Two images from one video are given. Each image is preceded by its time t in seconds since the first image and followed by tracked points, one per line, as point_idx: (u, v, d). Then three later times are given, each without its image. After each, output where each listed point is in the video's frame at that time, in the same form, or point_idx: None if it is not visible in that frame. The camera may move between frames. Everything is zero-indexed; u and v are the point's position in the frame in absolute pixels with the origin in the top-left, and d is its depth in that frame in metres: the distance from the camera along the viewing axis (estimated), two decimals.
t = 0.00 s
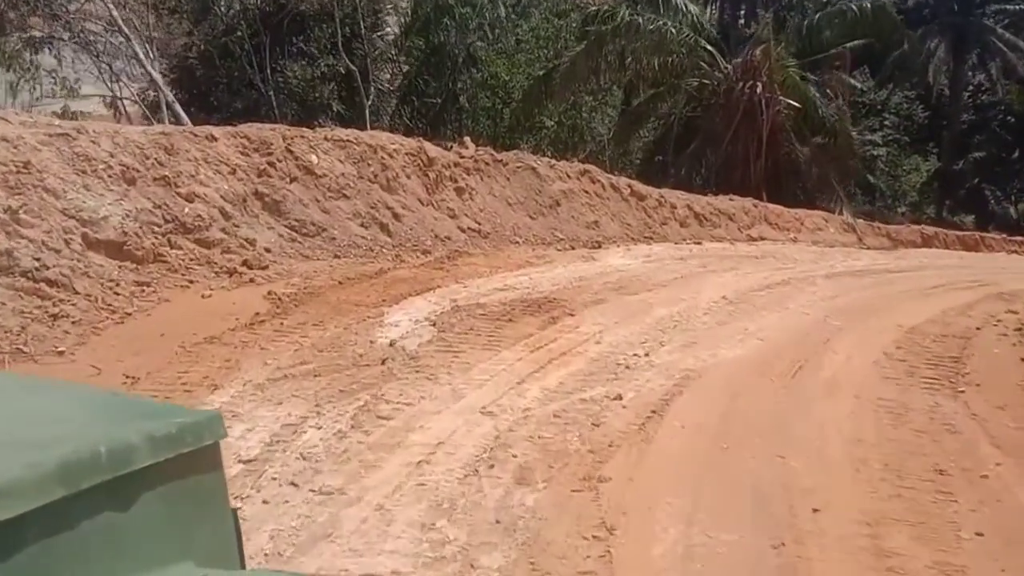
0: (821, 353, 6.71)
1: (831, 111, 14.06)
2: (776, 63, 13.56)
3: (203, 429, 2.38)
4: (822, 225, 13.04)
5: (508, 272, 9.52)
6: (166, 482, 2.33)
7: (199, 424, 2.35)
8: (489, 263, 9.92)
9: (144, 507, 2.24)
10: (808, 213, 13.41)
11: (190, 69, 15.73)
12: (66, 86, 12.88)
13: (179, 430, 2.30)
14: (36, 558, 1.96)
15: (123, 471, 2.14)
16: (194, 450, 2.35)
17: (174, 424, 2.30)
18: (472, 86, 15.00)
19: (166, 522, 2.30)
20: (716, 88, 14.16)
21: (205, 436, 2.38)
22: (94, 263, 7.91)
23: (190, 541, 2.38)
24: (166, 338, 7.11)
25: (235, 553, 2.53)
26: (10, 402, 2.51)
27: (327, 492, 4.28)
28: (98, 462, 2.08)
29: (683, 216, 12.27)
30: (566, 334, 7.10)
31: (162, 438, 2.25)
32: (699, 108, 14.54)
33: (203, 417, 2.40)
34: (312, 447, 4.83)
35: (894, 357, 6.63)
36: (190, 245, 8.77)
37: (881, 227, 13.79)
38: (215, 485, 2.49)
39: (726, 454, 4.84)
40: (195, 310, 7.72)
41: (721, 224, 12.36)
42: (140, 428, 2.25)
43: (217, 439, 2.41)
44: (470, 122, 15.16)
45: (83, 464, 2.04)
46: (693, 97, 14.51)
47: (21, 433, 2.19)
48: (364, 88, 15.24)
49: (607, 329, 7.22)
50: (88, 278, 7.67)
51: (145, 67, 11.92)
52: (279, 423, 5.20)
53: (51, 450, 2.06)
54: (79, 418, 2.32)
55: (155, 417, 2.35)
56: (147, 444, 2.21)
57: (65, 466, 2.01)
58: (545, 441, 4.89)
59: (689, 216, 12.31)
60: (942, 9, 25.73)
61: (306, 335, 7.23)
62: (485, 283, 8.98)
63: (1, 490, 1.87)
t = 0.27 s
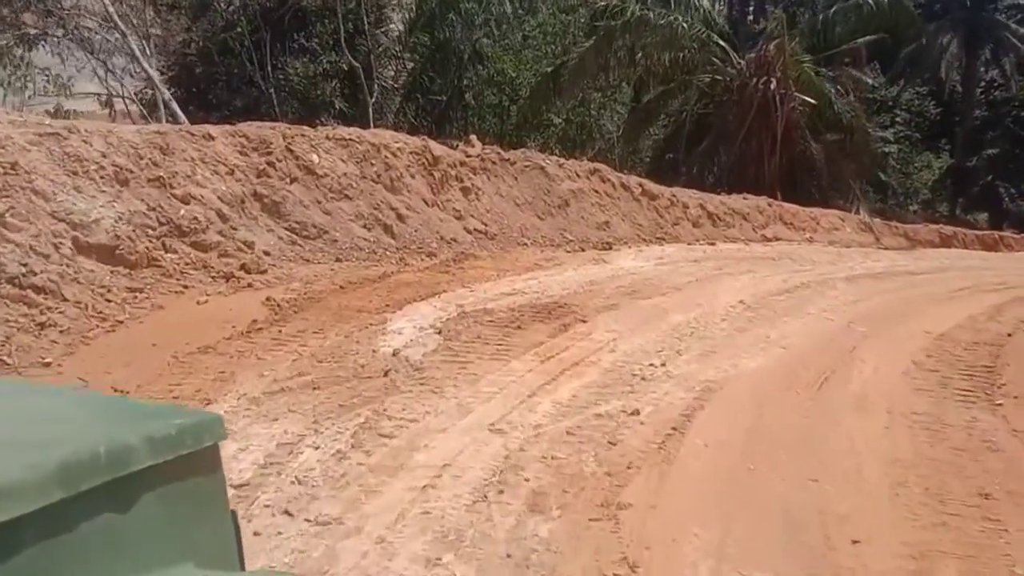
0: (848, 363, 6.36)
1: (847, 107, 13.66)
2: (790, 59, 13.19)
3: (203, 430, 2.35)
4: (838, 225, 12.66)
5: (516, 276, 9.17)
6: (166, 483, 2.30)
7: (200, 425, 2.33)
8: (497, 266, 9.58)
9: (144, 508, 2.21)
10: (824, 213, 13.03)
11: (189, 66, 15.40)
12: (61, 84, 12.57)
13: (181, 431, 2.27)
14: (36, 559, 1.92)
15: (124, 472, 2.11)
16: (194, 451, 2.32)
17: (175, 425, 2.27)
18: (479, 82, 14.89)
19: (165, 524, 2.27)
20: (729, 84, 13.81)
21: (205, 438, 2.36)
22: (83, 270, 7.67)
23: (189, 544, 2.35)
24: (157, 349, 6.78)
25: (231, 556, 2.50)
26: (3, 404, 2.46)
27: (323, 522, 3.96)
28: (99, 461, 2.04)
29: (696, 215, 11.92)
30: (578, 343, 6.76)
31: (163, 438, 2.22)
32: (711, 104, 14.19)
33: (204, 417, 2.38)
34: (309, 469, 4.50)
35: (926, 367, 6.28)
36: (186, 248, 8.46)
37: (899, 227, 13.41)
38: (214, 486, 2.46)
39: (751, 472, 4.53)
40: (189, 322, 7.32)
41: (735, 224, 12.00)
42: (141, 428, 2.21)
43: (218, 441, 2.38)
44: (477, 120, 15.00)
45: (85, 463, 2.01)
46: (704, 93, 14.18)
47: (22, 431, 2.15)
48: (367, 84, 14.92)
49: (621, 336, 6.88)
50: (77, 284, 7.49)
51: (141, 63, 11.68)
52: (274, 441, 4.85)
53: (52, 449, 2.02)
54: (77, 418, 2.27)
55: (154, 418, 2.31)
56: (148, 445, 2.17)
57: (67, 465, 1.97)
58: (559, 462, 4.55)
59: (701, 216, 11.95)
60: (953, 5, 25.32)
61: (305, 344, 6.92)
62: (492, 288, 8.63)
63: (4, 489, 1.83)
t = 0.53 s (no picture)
0: (877, 373, 6.01)
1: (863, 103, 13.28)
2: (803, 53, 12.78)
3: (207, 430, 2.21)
4: (856, 225, 12.29)
5: (525, 280, 8.82)
6: (164, 487, 2.15)
7: (203, 423, 2.18)
8: (504, 270, 9.23)
9: (140, 513, 2.08)
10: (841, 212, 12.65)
11: (188, 64, 15.08)
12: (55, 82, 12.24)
13: (182, 432, 2.13)
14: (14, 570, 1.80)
15: (117, 477, 1.98)
16: (198, 451, 2.17)
17: (177, 424, 2.13)
18: (486, 79, 14.58)
19: (163, 530, 2.13)
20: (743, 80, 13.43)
21: (209, 437, 2.21)
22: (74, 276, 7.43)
23: (189, 550, 2.21)
24: (148, 360, 6.48)
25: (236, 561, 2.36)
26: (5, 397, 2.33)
27: (318, 557, 3.63)
28: (91, 466, 1.91)
29: (710, 216, 11.56)
30: (590, 352, 6.41)
31: (165, 439, 2.08)
32: (724, 101, 13.85)
33: (209, 416, 2.23)
34: (305, 495, 4.15)
35: (960, 378, 5.92)
36: (181, 252, 8.18)
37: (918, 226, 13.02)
38: (216, 489, 2.31)
39: (779, 488, 4.27)
40: (183, 327, 7.10)
41: (750, 224, 11.65)
42: (142, 427, 2.08)
43: (222, 441, 2.23)
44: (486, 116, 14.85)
45: (74, 468, 1.88)
46: (717, 89, 13.80)
47: (13, 429, 2.02)
48: (370, 82, 14.59)
49: (636, 344, 6.52)
50: (66, 290, 7.27)
51: (136, 59, 11.44)
52: (266, 463, 4.50)
53: (43, 451, 1.90)
54: (76, 414, 2.15)
55: (156, 416, 2.17)
56: (148, 447, 2.04)
57: (55, 472, 1.85)
58: (574, 486, 4.20)
59: (715, 216, 11.58)
60: None
61: (304, 354, 6.59)
62: (500, 292, 8.29)
63: None
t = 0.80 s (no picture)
0: (910, 384, 5.66)
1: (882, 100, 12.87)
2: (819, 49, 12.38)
3: (202, 435, 2.26)
4: (876, 224, 11.91)
5: (535, 284, 8.48)
6: (160, 490, 2.21)
7: (196, 430, 2.23)
8: (513, 273, 8.88)
9: (137, 516, 2.14)
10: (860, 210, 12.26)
11: (189, 62, 14.74)
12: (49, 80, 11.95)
13: (176, 437, 2.18)
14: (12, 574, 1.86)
15: (114, 481, 2.03)
16: (193, 456, 2.22)
17: (172, 430, 2.18)
18: (493, 77, 14.32)
19: (159, 533, 2.19)
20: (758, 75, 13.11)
21: (203, 442, 2.26)
22: (63, 283, 7.24)
23: (186, 551, 2.27)
24: (138, 373, 6.30)
25: (232, 563, 2.41)
26: (8, 401, 2.40)
27: None
28: (88, 471, 1.98)
29: (726, 215, 11.17)
30: (606, 361, 6.07)
31: (162, 444, 2.15)
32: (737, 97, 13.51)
33: (203, 422, 2.28)
34: (301, 526, 3.85)
35: (999, 391, 5.57)
36: (176, 257, 7.90)
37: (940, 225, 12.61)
38: (212, 493, 2.35)
39: (813, 506, 4.12)
40: (177, 339, 6.89)
41: (766, 224, 11.27)
42: (138, 433, 2.14)
43: (217, 446, 2.28)
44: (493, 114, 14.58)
45: (71, 473, 1.94)
46: (730, 85, 13.44)
47: (11, 435, 2.08)
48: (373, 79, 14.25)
49: (654, 353, 6.19)
50: (54, 297, 7.10)
51: (133, 57, 11.16)
52: (259, 489, 4.22)
53: (42, 456, 1.96)
54: (75, 418, 2.21)
55: (153, 421, 2.23)
56: (144, 451, 2.10)
57: (51, 477, 1.90)
58: (592, 517, 3.90)
59: (731, 215, 11.20)
60: None
61: (304, 364, 6.27)
62: (509, 297, 7.95)
63: None
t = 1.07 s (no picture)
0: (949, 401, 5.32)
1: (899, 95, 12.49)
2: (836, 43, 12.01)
3: (198, 436, 2.09)
4: (896, 224, 11.55)
5: (547, 288, 8.13)
6: (158, 493, 2.06)
7: (196, 431, 2.08)
8: (523, 277, 8.53)
9: (132, 521, 1.99)
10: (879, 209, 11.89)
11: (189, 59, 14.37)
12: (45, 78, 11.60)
13: (175, 439, 2.03)
14: None
15: (110, 485, 1.90)
16: (191, 458, 2.08)
17: (170, 432, 2.04)
18: (501, 73, 14.02)
19: (156, 539, 2.05)
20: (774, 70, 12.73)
21: (203, 444, 2.11)
22: (53, 289, 6.94)
23: (183, 556, 2.12)
24: (130, 387, 5.99)
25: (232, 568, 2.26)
26: None
27: None
28: (83, 475, 1.84)
29: (741, 215, 10.80)
30: (624, 374, 5.72)
31: (156, 448, 1.99)
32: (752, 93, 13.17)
33: (202, 423, 2.13)
34: (298, 565, 3.56)
35: None
36: (172, 262, 7.55)
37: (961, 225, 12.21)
38: (209, 497, 2.20)
39: (860, 539, 3.86)
40: (171, 349, 6.55)
41: (784, 224, 10.91)
42: (134, 434, 1.99)
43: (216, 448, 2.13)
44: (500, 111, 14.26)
45: (64, 477, 1.81)
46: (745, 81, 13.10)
47: None
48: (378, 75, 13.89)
49: (675, 365, 5.83)
50: (44, 305, 6.80)
51: (131, 54, 10.83)
52: (255, 519, 3.89)
53: (33, 461, 1.83)
54: (66, 419, 2.06)
55: (146, 423, 2.07)
56: (141, 454, 1.95)
57: (41, 482, 1.77)
58: (620, 553, 3.65)
59: (747, 215, 10.84)
60: None
61: (305, 377, 5.92)
62: (520, 302, 7.61)
63: None
